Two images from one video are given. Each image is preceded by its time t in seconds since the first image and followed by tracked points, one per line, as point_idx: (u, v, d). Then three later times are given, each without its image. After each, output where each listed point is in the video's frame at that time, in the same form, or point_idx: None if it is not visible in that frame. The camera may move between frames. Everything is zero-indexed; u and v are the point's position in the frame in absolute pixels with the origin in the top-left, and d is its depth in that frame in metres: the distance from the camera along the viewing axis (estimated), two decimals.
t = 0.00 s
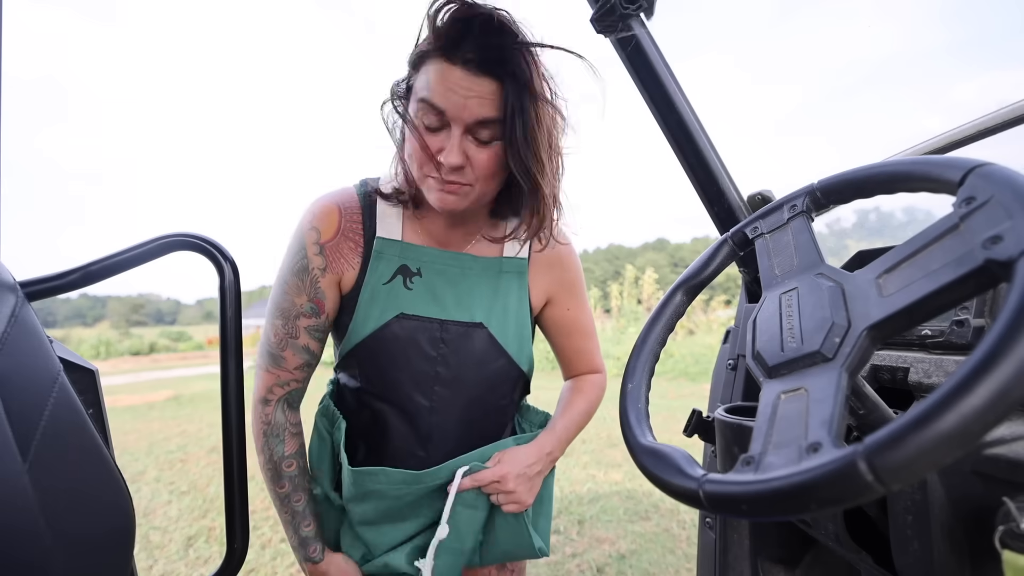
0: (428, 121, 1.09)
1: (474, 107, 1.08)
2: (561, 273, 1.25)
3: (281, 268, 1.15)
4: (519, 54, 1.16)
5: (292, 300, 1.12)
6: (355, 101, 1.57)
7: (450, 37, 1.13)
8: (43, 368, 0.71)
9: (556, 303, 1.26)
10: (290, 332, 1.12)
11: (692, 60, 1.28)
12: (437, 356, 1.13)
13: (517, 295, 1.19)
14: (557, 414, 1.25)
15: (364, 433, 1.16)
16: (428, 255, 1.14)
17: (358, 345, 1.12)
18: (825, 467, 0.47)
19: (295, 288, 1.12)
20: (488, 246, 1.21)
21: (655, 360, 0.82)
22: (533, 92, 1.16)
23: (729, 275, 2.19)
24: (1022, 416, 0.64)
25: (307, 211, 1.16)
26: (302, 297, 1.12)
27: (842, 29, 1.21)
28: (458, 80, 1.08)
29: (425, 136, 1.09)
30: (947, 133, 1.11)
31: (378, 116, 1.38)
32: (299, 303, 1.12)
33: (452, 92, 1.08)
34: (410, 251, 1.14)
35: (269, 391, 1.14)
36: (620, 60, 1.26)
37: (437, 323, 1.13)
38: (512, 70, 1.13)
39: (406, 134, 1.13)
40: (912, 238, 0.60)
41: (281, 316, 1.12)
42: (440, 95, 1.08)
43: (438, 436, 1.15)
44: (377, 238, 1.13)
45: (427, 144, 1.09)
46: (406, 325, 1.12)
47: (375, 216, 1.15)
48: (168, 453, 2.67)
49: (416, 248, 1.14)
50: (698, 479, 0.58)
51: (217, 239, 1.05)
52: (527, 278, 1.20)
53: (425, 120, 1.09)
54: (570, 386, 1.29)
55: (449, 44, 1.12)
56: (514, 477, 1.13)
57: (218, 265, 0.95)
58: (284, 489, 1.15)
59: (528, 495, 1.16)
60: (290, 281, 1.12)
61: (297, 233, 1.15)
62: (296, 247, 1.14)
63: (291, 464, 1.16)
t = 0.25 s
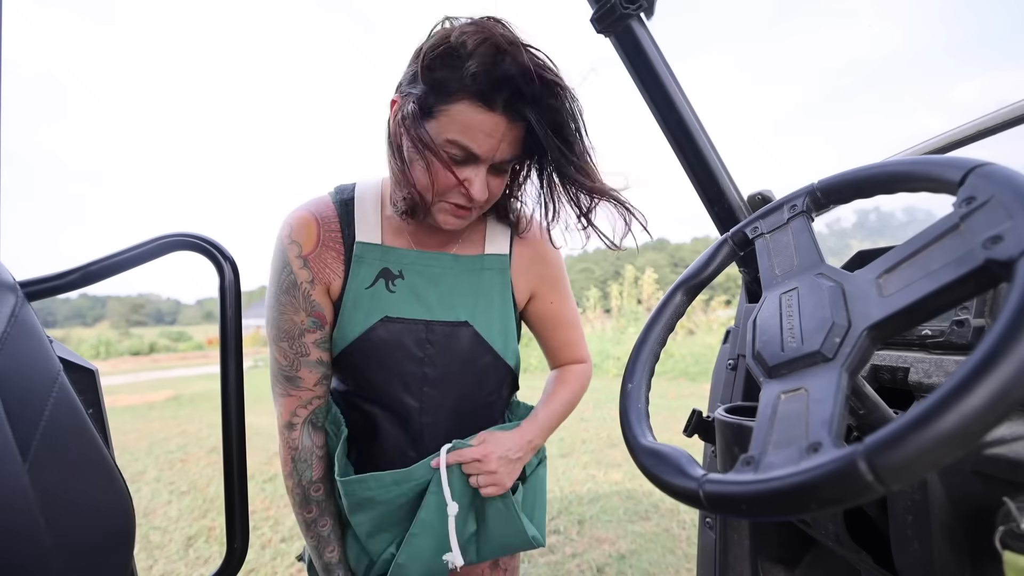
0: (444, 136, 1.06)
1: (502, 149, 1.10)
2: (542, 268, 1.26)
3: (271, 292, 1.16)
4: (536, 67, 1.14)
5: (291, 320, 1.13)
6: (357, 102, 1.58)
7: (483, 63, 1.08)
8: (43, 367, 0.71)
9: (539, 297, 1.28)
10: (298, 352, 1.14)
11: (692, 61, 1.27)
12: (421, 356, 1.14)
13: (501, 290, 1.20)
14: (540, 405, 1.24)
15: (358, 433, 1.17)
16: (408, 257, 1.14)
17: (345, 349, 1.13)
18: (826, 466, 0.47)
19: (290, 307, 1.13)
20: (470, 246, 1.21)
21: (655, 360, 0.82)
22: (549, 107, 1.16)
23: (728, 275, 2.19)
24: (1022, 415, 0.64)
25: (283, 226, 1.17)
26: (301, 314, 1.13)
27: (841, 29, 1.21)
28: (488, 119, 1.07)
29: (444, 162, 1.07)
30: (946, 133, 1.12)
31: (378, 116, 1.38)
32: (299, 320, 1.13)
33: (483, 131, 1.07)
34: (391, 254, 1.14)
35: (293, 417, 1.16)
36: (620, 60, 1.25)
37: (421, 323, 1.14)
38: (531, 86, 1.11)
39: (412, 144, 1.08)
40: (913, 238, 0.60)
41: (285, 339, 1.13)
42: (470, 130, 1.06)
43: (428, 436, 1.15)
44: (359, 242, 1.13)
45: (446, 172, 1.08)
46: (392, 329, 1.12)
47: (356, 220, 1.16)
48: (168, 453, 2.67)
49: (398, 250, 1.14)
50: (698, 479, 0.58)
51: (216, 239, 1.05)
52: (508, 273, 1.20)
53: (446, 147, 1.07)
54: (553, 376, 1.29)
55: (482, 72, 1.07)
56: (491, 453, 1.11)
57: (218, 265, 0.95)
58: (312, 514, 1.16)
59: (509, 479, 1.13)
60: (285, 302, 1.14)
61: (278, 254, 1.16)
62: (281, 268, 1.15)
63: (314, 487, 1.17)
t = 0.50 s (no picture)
0: (457, 136, 1.06)
1: (510, 154, 1.11)
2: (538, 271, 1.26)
3: (264, 284, 1.16)
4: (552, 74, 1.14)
5: (279, 315, 1.13)
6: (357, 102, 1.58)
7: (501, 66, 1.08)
8: (42, 368, 0.71)
9: (534, 300, 1.28)
10: (282, 347, 1.14)
11: (692, 60, 1.27)
12: (418, 355, 1.14)
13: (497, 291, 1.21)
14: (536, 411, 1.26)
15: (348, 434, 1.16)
16: (405, 255, 1.14)
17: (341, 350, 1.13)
18: (826, 467, 0.47)
19: (280, 303, 1.13)
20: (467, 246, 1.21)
21: (655, 360, 0.82)
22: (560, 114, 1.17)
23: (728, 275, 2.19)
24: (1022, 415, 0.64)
25: (281, 219, 1.17)
26: (289, 311, 1.13)
27: (841, 29, 1.21)
28: (501, 123, 1.08)
29: (453, 162, 1.07)
30: (946, 134, 1.11)
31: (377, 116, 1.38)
32: (287, 317, 1.13)
33: (494, 135, 1.07)
34: (388, 252, 1.14)
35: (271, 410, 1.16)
36: (621, 59, 1.25)
37: (418, 322, 1.14)
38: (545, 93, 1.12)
39: (422, 143, 1.08)
40: (913, 239, 0.60)
41: (272, 333, 1.14)
42: (480, 132, 1.07)
43: (423, 436, 1.15)
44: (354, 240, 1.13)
45: (454, 172, 1.08)
46: (388, 328, 1.12)
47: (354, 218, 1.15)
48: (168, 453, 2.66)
49: (395, 249, 1.14)
50: (698, 479, 0.58)
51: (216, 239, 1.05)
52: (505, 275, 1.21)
53: (456, 147, 1.07)
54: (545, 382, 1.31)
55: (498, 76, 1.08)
56: (508, 476, 1.13)
57: (218, 265, 0.95)
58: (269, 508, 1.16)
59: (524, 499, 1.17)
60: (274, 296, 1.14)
61: (275, 246, 1.16)
62: (275, 261, 1.15)
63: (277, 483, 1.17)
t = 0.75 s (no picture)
0: (467, 135, 1.07)
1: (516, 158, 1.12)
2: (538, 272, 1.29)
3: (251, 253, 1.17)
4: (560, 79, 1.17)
5: (252, 287, 1.13)
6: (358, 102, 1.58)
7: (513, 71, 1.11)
8: (41, 368, 0.71)
9: (533, 303, 1.31)
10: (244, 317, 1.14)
11: (691, 60, 1.27)
12: (414, 353, 1.14)
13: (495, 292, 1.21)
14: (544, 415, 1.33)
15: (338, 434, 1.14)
16: (405, 251, 1.15)
17: (336, 342, 1.12)
18: (826, 466, 0.47)
19: (257, 275, 1.13)
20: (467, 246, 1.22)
21: (655, 360, 0.82)
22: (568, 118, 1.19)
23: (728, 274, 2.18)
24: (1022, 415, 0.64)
25: (286, 200, 1.18)
26: (261, 286, 1.13)
27: (840, 29, 1.21)
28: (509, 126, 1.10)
29: (461, 161, 1.09)
30: (946, 134, 1.11)
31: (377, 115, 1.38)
32: (258, 291, 1.13)
33: (502, 137, 1.09)
34: (388, 248, 1.14)
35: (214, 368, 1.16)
36: (621, 60, 1.25)
37: (415, 319, 1.14)
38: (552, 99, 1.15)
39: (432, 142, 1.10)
40: (912, 239, 0.60)
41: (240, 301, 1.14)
42: (489, 133, 1.08)
43: (417, 433, 1.14)
44: (354, 236, 1.14)
45: (461, 172, 1.09)
46: (385, 323, 1.12)
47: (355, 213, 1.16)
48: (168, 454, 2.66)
49: (395, 246, 1.14)
50: (698, 479, 0.58)
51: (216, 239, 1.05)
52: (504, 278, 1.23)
53: (465, 147, 1.08)
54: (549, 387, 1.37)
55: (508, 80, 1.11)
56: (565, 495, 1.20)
57: (218, 265, 0.95)
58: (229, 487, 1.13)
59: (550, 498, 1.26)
60: (252, 269, 1.15)
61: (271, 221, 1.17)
62: (266, 234, 1.16)
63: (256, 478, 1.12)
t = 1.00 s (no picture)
0: (472, 136, 1.07)
1: (519, 160, 1.12)
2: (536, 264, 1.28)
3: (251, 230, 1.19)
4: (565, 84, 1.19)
5: (246, 262, 1.15)
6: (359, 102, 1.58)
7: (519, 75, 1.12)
8: (41, 369, 0.71)
9: (535, 293, 1.30)
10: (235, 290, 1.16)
11: (691, 60, 1.28)
12: (411, 344, 1.14)
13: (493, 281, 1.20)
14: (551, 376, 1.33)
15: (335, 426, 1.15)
16: (404, 240, 1.15)
17: (334, 328, 1.12)
18: (826, 467, 0.47)
19: (253, 250, 1.15)
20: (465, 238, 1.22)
21: (655, 360, 0.82)
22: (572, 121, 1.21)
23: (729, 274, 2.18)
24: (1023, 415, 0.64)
25: (291, 185, 1.20)
26: (254, 261, 1.15)
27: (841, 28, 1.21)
28: (512, 128, 1.10)
29: (463, 160, 1.09)
30: (947, 134, 1.12)
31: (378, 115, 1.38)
32: (251, 267, 1.15)
33: (506, 138, 1.09)
34: (387, 237, 1.14)
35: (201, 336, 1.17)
36: (621, 59, 1.25)
37: (411, 309, 1.13)
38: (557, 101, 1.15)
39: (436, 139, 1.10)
40: (913, 239, 0.60)
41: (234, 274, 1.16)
42: (493, 133, 1.08)
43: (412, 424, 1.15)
44: (354, 223, 1.14)
45: (464, 171, 1.09)
46: (381, 311, 1.12)
47: (355, 201, 1.16)
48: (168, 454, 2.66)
49: (394, 234, 1.14)
50: (698, 479, 0.58)
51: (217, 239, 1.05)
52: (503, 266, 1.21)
53: (469, 146, 1.08)
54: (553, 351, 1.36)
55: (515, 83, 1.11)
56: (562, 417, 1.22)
57: (218, 265, 0.95)
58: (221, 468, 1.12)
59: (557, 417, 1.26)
60: (248, 244, 1.17)
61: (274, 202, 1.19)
62: (266, 213, 1.18)
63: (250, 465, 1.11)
